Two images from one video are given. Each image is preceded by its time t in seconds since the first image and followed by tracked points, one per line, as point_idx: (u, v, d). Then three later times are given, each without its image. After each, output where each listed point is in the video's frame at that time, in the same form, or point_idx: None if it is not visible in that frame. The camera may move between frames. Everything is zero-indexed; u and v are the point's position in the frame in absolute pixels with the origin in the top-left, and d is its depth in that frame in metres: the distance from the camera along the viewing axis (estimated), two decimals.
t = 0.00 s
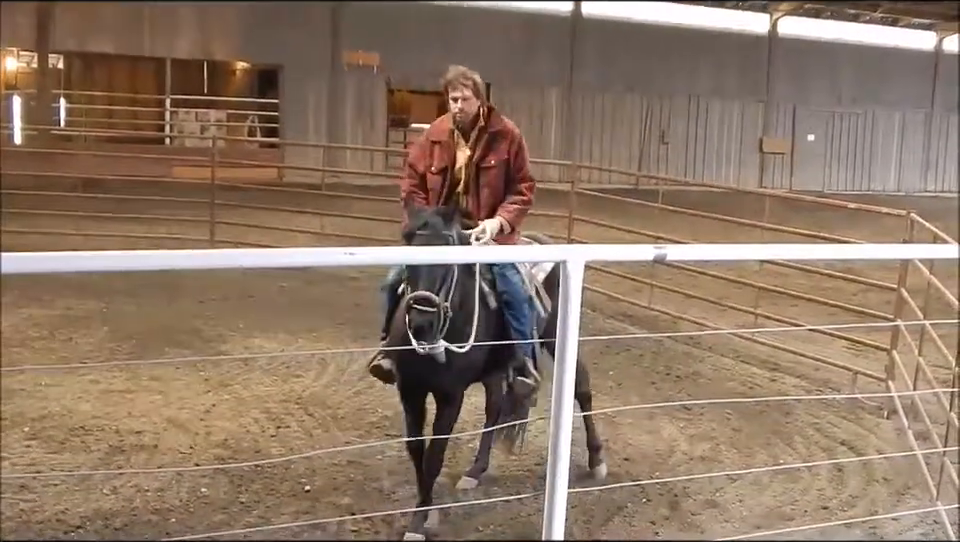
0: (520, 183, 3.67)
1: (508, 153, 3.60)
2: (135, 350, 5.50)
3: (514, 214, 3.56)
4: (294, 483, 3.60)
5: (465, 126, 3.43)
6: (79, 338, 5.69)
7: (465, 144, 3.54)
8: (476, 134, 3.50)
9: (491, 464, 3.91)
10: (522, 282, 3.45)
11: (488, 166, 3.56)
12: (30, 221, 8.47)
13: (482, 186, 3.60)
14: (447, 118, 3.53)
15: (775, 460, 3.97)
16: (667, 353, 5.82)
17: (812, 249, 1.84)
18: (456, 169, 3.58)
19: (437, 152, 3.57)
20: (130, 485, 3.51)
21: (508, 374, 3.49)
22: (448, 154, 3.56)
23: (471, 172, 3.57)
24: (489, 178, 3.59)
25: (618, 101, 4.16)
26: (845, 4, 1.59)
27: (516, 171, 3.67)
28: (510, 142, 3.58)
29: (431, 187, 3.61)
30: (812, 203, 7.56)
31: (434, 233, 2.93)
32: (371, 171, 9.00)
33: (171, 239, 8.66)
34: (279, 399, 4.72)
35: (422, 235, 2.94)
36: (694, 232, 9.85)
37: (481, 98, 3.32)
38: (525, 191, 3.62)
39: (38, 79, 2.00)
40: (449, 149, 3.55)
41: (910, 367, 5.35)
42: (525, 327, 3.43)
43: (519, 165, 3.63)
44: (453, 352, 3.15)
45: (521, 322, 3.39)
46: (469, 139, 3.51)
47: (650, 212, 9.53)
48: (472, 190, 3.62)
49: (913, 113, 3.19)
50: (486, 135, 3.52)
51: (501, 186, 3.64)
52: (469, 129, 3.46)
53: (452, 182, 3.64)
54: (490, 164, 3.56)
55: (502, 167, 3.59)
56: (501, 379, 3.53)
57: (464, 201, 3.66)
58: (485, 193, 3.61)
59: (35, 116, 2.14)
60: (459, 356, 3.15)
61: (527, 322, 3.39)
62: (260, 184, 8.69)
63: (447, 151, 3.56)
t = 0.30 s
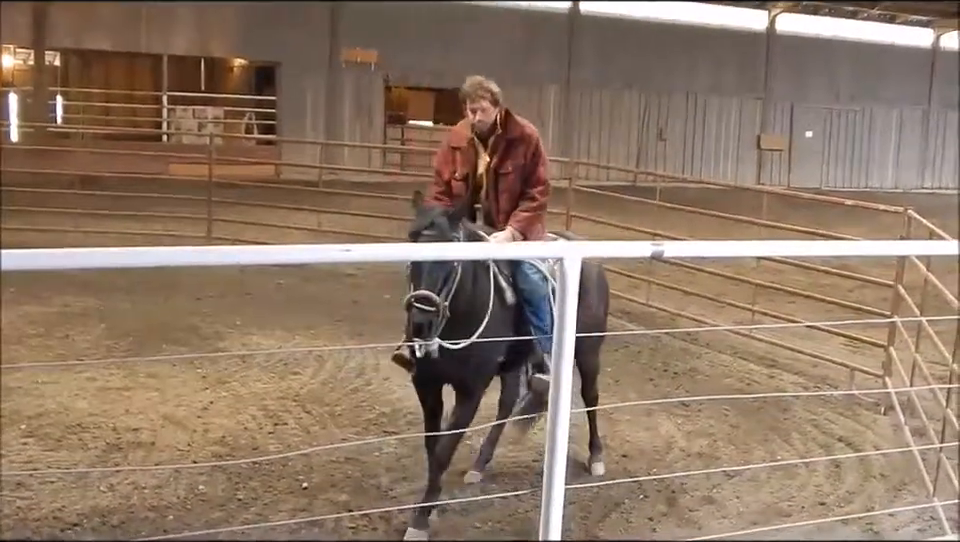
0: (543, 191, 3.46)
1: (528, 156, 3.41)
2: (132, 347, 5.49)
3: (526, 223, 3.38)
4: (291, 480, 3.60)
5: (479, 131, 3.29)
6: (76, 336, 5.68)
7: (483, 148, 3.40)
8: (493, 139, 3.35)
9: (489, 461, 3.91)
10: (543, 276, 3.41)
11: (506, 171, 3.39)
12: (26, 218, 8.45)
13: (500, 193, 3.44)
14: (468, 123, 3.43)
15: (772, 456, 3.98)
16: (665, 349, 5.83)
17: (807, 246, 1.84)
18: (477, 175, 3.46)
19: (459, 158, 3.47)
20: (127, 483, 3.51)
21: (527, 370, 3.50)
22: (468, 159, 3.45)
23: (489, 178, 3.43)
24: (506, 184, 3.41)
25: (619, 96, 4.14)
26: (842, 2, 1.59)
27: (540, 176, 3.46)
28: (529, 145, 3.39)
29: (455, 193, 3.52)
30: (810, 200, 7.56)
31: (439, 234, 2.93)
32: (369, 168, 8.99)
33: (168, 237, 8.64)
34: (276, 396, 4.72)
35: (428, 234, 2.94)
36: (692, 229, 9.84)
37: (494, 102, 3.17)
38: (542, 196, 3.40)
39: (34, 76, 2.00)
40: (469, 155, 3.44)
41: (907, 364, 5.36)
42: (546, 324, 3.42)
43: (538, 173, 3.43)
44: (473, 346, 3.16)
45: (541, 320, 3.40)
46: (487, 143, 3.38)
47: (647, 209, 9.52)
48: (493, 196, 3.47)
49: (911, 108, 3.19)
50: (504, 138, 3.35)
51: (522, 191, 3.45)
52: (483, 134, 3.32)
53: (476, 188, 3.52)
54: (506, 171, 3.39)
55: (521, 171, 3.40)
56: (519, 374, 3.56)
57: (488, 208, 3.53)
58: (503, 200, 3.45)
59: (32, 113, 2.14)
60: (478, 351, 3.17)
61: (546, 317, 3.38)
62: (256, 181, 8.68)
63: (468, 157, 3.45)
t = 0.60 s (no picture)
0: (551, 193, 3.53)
1: (540, 157, 3.47)
2: (120, 344, 5.47)
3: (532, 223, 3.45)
4: (281, 476, 3.59)
5: (495, 130, 3.36)
6: (64, 333, 5.65)
7: (497, 146, 3.47)
8: (508, 138, 3.41)
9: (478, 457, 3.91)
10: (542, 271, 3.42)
11: (516, 170, 3.46)
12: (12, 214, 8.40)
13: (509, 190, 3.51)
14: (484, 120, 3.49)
15: (761, 452, 4.00)
16: (654, 346, 5.84)
17: (797, 243, 1.85)
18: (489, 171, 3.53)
19: (472, 153, 3.54)
20: (116, 480, 3.50)
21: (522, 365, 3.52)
22: (481, 155, 3.52)
23: (499, 175, 3.49)
24: (516, 182, 3.48)
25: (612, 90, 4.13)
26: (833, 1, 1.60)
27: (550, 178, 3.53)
28: (542, 147, 3.45)
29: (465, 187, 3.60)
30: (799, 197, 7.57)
31: (434, 227, 2.91)
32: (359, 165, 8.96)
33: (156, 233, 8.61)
34: (266, 393, 4.71)
35: (424, 228, 2.94)
36: (681, 226, 9.85)
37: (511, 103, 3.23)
38: (550, 198, 3.48)
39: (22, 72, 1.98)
40: (482, 150, 3.51)
41: (895, 360, 5.39)
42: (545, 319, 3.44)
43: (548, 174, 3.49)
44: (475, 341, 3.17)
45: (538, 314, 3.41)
46: (500, 142, 3.44)
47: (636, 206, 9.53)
48: (502, 194, 3.54)
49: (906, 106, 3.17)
50: (518, 138, 3.41)
51: (530, 192, 3.52)
52: (498, 132, 3.38)
53: (487, 184, 3.59)
54: (516, 170, 3.46)
55: (531, 172, 3.47)
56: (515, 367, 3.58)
57: (496, 204, 3.60)
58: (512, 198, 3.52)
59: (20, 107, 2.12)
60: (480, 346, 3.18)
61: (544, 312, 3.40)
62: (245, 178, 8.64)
63: (480, 153, 3.52)
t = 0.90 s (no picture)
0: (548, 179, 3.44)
1: (541, 142, 3.39)
2: (109, 339, 5.44)
3: (529, 208, 3.35)
4: (270, 471, 3.58)
5: (496, 110, 3.30)
6: (51, 328, 5.62)
7: (498, 128, 3.39)
8: (509, 119, 3.34)
9: (468, 450, 3.89)
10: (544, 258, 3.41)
11: (516, 153, 3.37)
12: None
13: (508, 174, 3.41)
14: (487, 103, 3.43)
15: (751, 444, 4.00)
16: (644, 339, 5.85)
17: (787, 234, 1.84)
18: (489, 154, 3.44)
19: (473, 136, 3.46)
20: (105, 476, 3.48)
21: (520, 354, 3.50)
22: (482, 138, 3.43)
23: (499, 158, 3.40)
24: (515, 166, 3.39)
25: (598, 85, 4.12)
26: None
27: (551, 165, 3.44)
28: (543, 131, 3.38)
29: (465, 170, 3.51)
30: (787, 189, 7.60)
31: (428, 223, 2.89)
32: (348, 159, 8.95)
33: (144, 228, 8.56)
34: (255, 388, 4.69)
35: (416, 223, 2.91)
36: (671, 219, 9.85)
37: (515, 82, 3.18)
38: (548, 183, 3.38)
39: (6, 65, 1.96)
40: (484, 133, 3.42)
41: (883, 351, 5.41)
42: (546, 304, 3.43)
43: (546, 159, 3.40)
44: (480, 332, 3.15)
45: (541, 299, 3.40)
46: (502, 124, 3.37)
47: (625, 199, 9.55)
48: (500, 178, 3.44)
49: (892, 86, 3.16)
50: (519, 121, 3.34)
51: (528, 178, 3.43)
52: (500, 114, 3.32)
53: (486, 170, 3.49)
54: (517, 154, 3.36)
55: (531, 156, 3.38)
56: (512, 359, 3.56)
57: (495, 190, 3.50)
58: (510, 182, 3.43)
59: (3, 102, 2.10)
60: (485, 336, 3.15)
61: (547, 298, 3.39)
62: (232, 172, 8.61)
63: (482, 136, 3.43)
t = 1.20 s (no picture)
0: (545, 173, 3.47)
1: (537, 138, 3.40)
2: (102, 334, 5.42)
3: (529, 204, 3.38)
4: (264, 466, 3.57)
5: (492, 107, 3.29)
6: (44, 323, 5.60)
7: (494, 125, 3.38)
8: (505, 116, 3.34)
9: (462, 445, 3.89)
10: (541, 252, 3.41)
11: (513, 149, 3.38)
12: None
13: (506, 170, 3.42)
14: (481, 99, 3.41)
15: (744, 436, 4.01)
16: (637, 332, 5.85)
17: (780, 227, 1.83)
18: (486, 151, 3.43)
19: (468, 132, 3.44)
20: (98, 471, 3.47)
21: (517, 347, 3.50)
22: (477, 135, 3.41)
23: (496, 155, 3.41)
24: (513, 162, 3.40)
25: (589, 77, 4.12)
26: None
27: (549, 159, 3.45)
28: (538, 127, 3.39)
29: (461, 167, 3.49)
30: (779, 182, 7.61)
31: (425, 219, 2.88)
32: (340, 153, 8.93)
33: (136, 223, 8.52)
34: (248, 382, 4.68)
35: (414, 219, 2.90)
36: (664, 213, 9.85)
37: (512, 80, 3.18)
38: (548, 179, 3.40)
39: None
40: (479, 130, 3.41)
41: (876, 344, 5.43)
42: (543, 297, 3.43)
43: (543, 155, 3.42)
44: (480, 326, 3.15)
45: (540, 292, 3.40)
46: (498, 120, 3.36)
47: (618, 193, 9.54)
48: (499, 174, 3.45)
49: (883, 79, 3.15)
50: (516, 117, 3.34)
51: (525, 173, 3.44)
52: (497, 111, 3.31)
53: (482, 165, 3.49)
54: (514, 150, 3.38)
55: (529, 152, 3.39)
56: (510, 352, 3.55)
57: (492, 186, 3.51)
58: (508, 178, 3.44)
59: None
60: (486, 329, 3.15)
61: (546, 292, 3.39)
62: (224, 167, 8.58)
63: (477, 132, 3.41)
